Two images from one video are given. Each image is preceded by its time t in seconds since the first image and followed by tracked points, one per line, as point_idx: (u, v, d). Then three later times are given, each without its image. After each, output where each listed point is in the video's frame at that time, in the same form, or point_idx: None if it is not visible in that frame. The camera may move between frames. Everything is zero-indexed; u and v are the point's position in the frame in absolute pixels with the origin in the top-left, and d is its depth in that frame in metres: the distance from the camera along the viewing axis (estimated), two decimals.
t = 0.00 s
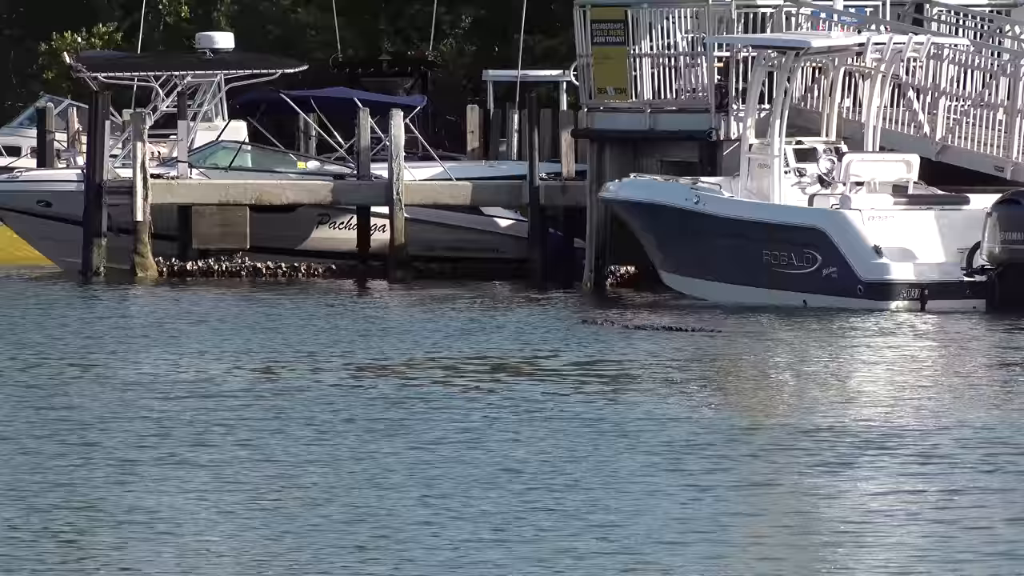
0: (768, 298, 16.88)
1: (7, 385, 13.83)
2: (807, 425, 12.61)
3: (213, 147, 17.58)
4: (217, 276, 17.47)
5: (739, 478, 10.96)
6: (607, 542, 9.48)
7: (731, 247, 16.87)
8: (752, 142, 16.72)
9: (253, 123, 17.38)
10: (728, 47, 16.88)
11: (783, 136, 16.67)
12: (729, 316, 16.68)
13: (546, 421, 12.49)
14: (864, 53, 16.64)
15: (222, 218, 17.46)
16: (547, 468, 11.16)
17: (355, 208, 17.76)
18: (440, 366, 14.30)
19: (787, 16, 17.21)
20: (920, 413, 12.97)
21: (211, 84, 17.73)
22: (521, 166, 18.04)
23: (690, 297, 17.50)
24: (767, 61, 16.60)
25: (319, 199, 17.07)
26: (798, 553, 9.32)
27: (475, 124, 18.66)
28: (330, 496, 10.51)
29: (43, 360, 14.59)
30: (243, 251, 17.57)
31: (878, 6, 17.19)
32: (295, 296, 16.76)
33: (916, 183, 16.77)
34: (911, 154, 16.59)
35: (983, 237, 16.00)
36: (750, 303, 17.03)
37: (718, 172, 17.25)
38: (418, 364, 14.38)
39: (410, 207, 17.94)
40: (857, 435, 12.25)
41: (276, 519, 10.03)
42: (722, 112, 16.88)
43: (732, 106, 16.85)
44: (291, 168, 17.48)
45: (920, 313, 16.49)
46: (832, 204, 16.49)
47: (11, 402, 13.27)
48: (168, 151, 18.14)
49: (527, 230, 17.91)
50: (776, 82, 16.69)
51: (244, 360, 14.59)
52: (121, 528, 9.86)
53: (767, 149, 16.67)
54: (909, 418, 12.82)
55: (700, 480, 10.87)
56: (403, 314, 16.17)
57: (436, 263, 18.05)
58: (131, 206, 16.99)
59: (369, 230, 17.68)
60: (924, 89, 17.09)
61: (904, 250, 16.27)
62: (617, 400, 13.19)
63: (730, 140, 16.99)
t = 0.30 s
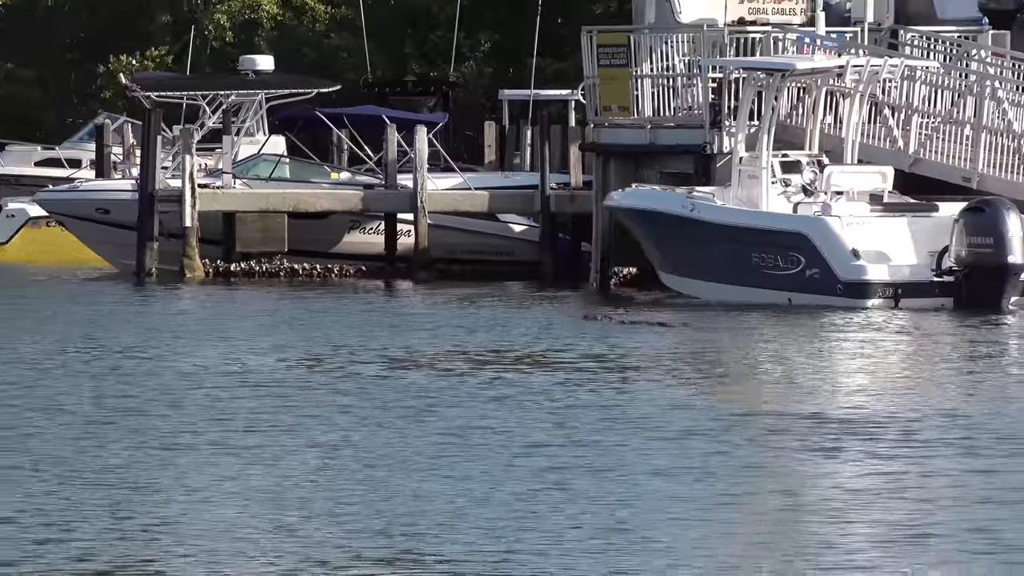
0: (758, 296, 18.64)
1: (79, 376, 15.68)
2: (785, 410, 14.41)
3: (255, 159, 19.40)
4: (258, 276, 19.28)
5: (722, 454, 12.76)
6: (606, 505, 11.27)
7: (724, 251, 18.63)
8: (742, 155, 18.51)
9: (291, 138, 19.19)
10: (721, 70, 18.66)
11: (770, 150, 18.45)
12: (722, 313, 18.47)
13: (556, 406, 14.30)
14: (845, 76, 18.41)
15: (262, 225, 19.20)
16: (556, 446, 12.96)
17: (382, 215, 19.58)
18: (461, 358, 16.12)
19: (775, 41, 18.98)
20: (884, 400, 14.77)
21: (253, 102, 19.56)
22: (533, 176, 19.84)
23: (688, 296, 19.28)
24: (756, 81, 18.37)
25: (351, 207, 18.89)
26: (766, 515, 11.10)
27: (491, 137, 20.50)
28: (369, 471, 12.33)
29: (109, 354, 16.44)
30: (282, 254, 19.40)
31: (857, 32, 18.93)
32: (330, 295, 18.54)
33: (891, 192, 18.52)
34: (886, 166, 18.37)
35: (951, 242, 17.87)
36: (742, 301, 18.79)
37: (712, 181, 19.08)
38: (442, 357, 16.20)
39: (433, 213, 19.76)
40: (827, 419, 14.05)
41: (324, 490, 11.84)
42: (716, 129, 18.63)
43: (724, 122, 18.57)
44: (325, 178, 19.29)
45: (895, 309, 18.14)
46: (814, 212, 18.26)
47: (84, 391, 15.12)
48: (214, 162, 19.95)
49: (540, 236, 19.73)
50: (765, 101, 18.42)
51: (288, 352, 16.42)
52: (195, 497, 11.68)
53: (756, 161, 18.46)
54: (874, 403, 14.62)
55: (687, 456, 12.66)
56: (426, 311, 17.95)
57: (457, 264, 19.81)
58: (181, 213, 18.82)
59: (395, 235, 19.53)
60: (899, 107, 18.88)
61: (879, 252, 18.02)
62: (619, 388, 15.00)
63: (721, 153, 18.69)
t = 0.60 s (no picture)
0: (755, 298, 20.52)
1: (146, 369, 17.66)
2: (774, 399, 16.33)
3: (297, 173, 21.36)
4: (301, 279, 21.24)
5: (716, 435, 14.68)
6: (614, 474, 13.21)
7: (723, 256, 20.53)
8: (740, 168, 20.42)
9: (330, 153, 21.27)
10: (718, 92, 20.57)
11: (765, 164, 20.45)
12: (721, 312, 20.40)
13: (572, 396, 16.23)
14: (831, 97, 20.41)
15: (304, 232, 21.15)
16: (573, 429, 14.90)
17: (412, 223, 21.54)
18: (486, 354, 18.06)
19: (769, 64, 20.95)
20: (864, 392, 16.66)
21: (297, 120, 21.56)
22: (550, 189, 21.85)
23: (691, 297, 21.17)
24: (753, 102, 20.28)
25: (382, 216, 20.88)
26: (750, 481, 13.02)
27: (512, 153, 22.50)
28: (409, 449, 14.26)
29: (173, 349, 18.41)
30: (322, 259, 21.37)
31: (843, 58, 20.88)
32: (365, 296, 20.53)
33: (874, 202, 20.37)
34: (869, 178, 20.36)
35: (928, 248, 19.83)
36: (740, 301, 20.67)
37: (711, 194, 20.93)
38: (469, 353, 18.14)
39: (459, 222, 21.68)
40: (811, 407, 15.96)
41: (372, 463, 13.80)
42: (715, 145, 20.62)
43: (723, 139, 20.52)
44: (360, 191, 21.26)
45: (876, 309, 20.09)
46: (804, 221, 20.16)
47: (155, 382, 17.09)
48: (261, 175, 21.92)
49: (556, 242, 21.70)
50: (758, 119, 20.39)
51: (332, 348, 18.38)
52: (262, 469, 13.64)
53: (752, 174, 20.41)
54: (854, 394, 16.51)
55: (686, 436, 14.59)
56: (453, 311, 19.93)
57: (481, 268, 21.74)
58: (230, 222, 20.78)
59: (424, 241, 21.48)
60: (881, 125, 20.81)
61: (863, 257, 19.99)
62: (628, 380, 16.93)
63: (720, 167, 20.73)
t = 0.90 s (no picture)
0: (761, 298, 22.60)
1: (216, 361, 19.83)
2: (779, 390, 18.39)
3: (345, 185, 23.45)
4: (347, 281, 23.35)
5: (726, 421, 16.74)
6: (636, 449, 15.27)
7: (732, 261, 22.60)
8: (746, 180, 22.54)
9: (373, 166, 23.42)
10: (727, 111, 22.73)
11: (769, 176, 22.54)
12: (731, 311, 22.46)
13: (598, 387, 18.30)
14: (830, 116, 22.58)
15: (350, 237, 23.59)
16: (598, 414, 16.98)
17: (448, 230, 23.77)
18: (520, 349, 20.19)
19: (772, 85, 22.96)
20: (860, 384, 18.74)
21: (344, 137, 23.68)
22: (574, 199, 23.93)
23: (703, 297, 23.26)
24: (758, 120, 22.47)
25: (423, 223, 22.94)
26: (754, 456, 15.07)
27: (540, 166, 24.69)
28: (457, 430, 16.39)
29: (238, 344, 20.57)
30: (368, 261, 23.68)
31: (840, 80, 22.99)
32: (406, 296, 22.68)
33: (869, 211, 22.41)
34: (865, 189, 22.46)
35: (918, 253, 21.92)
36: (747, 301, 22.77)
37: (721, 203, 23.10)
38: (504, 348, 20.26)
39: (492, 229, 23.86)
40: (811, 397, 18.05)
41: (424, 441, 15.88)
42: (724, 159, 22.77)
43: (731, 154, 22.73)
44: (401, 201, 23.36)
45: (869, 306, 22.20)
46: (804, 227, 22.34)
47: (223, 374, 19.19)
48: (312, 187, 24.03)
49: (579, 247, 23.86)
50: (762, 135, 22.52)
51: (379, 344, 20.47)
52: (328, 445, 15.71)
53: (757, 185, 22.51)
54: (849, 386, 18.57)
55: (698, 421, 16.70)
56: (485, 310, 22.07)
57: (511, 271, 23.89)
58: (283, 229, 22.90)
59: (459, 246, 23.66)
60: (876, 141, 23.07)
61: (858, 262, 22.12)
62: (646, 373, 19.01)
63: (728, 180, 22.86)
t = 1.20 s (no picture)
0: (766, 298, 24.83)
1: (276, 353, 22.13)
2: (782, 382, 20.64)
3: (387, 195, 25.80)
4: (389, 282, 25.72)
5: (734, 410, 18.99)
6: (654, 433, 17.53)
7: (739, 263, 24.81)
8: (753, 191, 24.74)
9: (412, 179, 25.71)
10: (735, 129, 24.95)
11: (774, 187, 24.74)
12: (739, 310, 24.73)
13: (620, 378, 20.56)
14: (829, 133, 24.78)
15: (392, 242, 25.83)
16: (621, 402, 19.23)
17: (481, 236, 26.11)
18: (547, 344, 22.48)
19: (776, 103, 25.24)
20: (852, 376, 21.04)
21: (388, 151, 26.23)
22: (595, 207, 26.24)
23: (713, 298, 25.52)
24: (764, 136, 24.68)
25: (457, 229, 25.21)
26: (758, 440, 17.29)
27: (564, 179, 27.29)
28: (495, 414, 18.66)
29: (294, 339, 22.89)
30: (407, 264, 26.01)
31: (839, 99, 25.22)
32: (443, 297, 25.01)
33: (864, 219, 24.65)
34: (860, 199, 24.70)
35: (909, 257, 24.21)
36: (753, 300, 25.00)
37: (729, 212, 25.23)
38: (533, 343, 22.55)
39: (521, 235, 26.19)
40: (809, 388, 20.35)
41: (467, 425, 18.15)
42: (733, 171, 25.08)
43: (739, 166, 25.00)
44: (438, 209, 25.62)
45: (864, 304, 24.48)
46: (807, 233, 24.45)
47: (284, 365, 21.49)
48: (355, 197, 26.32)
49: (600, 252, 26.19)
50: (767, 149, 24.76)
51: (422, 339, 22.76)
52: (384, 427, 17.97)
53: (763, 195, 24.73)
54: (845, 378, 20.82)
55: (708, 409, 18.95)
56: (516, 309, 24.37)
57: (539, 274, 26.22)
58: (331, 234, 25.15)
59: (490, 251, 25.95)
60: (871, 155, 25.38)
61: (854, 265, 24.38)
62: (664, 367, 21.29)
63: (736, 190, 25.10)
